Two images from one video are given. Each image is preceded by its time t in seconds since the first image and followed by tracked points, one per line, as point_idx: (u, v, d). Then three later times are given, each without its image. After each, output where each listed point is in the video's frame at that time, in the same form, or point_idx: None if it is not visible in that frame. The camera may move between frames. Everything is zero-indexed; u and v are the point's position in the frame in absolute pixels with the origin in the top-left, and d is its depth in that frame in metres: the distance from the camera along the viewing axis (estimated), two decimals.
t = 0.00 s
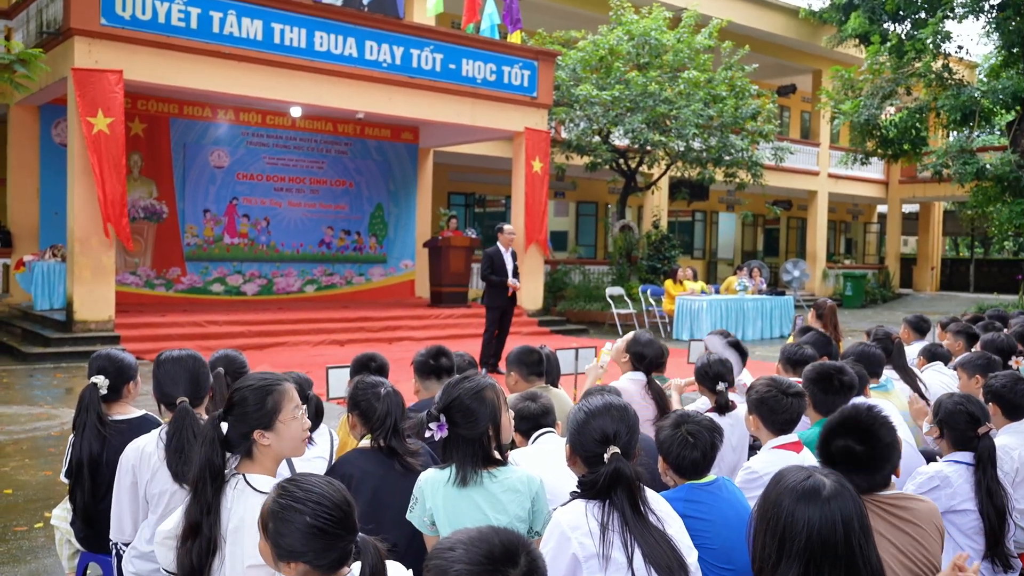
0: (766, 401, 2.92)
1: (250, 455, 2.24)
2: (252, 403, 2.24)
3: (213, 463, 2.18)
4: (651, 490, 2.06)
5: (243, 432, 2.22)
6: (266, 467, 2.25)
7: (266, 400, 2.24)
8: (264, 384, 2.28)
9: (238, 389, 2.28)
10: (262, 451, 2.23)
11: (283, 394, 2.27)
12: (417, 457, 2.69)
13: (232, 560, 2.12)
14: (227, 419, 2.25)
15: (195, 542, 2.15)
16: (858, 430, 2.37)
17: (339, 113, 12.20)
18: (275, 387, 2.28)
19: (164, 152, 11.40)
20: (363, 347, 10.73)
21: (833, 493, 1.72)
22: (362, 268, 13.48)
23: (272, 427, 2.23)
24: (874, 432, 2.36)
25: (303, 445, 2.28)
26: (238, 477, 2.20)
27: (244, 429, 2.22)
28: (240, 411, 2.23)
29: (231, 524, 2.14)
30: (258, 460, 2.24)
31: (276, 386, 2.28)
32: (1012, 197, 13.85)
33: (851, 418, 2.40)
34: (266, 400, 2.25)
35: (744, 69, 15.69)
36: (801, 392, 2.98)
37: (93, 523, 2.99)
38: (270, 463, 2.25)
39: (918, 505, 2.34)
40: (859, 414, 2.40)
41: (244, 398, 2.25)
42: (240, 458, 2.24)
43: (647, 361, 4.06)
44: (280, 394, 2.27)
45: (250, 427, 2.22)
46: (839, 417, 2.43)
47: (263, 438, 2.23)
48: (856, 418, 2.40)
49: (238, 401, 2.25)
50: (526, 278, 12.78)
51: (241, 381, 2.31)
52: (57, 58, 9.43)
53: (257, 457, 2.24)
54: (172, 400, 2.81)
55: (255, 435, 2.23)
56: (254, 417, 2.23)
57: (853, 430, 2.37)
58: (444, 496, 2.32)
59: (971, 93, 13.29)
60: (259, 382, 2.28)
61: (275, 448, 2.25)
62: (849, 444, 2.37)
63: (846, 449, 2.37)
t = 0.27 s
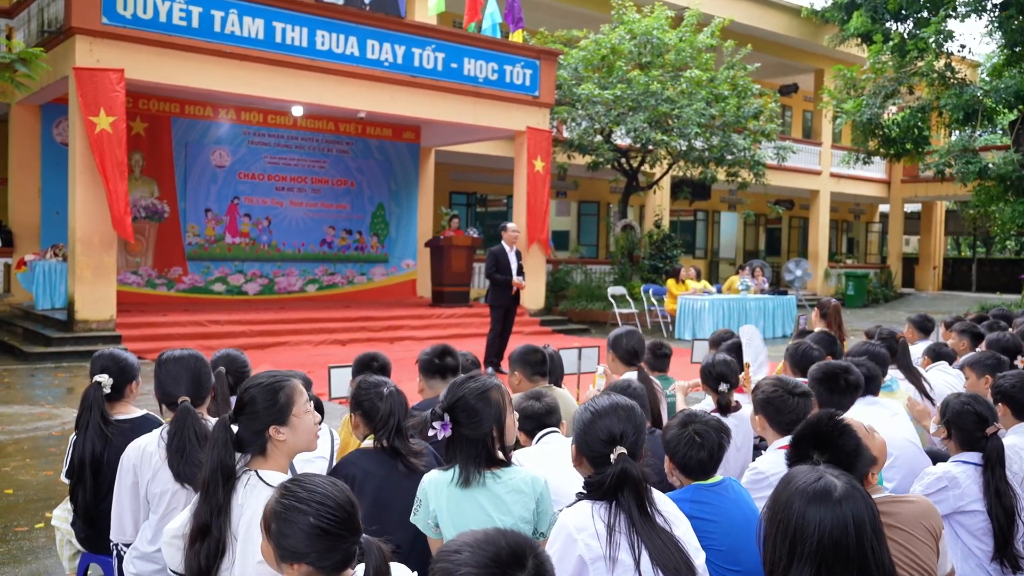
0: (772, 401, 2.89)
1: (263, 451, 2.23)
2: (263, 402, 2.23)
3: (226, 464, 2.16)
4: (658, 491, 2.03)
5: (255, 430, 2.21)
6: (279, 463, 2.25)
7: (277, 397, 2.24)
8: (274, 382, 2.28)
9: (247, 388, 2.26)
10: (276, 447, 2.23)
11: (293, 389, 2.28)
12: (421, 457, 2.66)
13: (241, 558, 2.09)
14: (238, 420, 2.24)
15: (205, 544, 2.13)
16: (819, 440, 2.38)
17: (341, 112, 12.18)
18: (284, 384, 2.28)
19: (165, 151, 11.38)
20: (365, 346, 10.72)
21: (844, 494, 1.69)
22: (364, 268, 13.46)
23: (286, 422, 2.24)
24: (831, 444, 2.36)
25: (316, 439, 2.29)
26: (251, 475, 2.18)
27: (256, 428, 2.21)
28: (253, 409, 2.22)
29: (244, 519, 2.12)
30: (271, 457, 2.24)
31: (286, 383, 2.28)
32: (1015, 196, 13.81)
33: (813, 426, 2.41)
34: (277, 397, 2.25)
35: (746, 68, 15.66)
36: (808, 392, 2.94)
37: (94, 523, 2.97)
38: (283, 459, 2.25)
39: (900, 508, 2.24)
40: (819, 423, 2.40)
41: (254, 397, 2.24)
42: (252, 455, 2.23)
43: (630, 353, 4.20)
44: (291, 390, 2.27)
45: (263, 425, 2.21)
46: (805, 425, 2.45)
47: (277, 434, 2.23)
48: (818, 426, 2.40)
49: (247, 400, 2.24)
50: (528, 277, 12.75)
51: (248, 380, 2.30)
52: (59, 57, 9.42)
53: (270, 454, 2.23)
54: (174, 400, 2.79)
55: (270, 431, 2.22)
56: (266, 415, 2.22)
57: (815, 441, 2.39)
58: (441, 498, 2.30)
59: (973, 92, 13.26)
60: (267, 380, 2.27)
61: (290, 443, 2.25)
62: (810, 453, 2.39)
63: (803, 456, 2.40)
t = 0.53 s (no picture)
0: (778, 401, 2.87)
1: (269, 450, 2.23)
2: (265, 401, 2.22)
3: (230, 466, 2.13)
4: (666, 492, 2.01)
5: (258, 430, 2.21)
6: (284, 460, 2.25)
7: (278, 395, 2.24)
8: (273, 381, 2.27)
9: (247, 388, 2.25)
10: (282, 443, 2.23)
11: (294, 386, 2.28)
12: (424, 458, 2.64)
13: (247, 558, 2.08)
14: (241, 421, 2.23)
15: (208, 549, 2.10)
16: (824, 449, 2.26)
17: (342, 112, 12.15)
18: (284, 382, 2.27)
19: (166, 150, 11.36)
20: (366, 346, 10.70)
21: (853, 495, 1.64)
22: (366, 267, 13.43)
23: (290, 417, 2.24)
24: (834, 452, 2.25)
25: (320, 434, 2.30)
26: (257, 473, 2.17)
27: (260, 427, 2.21)
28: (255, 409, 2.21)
29: (249, 517, 2.10)
30: (276, 454, 2.24)
31: (286, 381, 2.27)
32: (1018, 195, 13.77)
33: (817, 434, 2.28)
34: (278, 395, 2.24)
35: (748, 66, 15.62)
36: (815, 392, 2.91)
37: (95, 524, 2.95)
38: (289, 456, 2.25)
39: (911, 510, 2.22)
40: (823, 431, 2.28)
41: (255, 396, 2.23)
42: (257, 454, 2.22)
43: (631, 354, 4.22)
44: (291, 387, 2.27)
45: (267, 424, 2.21)
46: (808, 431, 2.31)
47: (282, 430, 2.23)
48: (821, 433, 2.28)
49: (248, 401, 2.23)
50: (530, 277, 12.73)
51: (248, 381, 2.29)
52: (60, 57, 9.39)
53: (275, 451, 2.23)
54: (175, 399, 2.76)
55: (274, 429, 2.22)
56: (268, 413, 2.22)
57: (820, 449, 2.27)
58: (445, 500, 2.27)
59: (976, 92, 13.22)
60: (266, 379, 2.27)
61: (295, 438, 2.26)
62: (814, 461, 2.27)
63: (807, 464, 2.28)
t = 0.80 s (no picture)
0: (786, 402, 2.83)
1: (266, 451, 2.17)
2: (259, 402, 2.17)
3: (227, 470, 2.09)
4: (675, 496, 1.97)
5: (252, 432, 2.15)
6: (283, 461, 2.19)
7: (273, 395, 2.18)
8: (267, 381, 2.21)
9: (241, 389, 2.20)
10: (279, 444, 2.17)
11: (289, 386, 2.23)
12: (428, 460, 2.60)
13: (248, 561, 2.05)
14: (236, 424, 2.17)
15: (207, 553, 2.07)
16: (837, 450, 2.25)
17: (344, 111, 12.12)
18: (279, 381, 2.22)
19: (167, 150, 11.34)
20: (367, 346, 10.67)
21: (866, 499, 1.61)
22: (367, 267, 13.40)
23: (286, 418, 2.19)
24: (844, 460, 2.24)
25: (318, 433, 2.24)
26: (254, 475, 2.13)
27: (255, 429, 2.16)
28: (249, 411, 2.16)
29: (249, 518, 2.07)
30: (274, 455, 2.18)
31: (280, 379, 2.22)
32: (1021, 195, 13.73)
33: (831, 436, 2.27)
34: (273, 395, 2.19)
35: (750, 66, 15.57)
36: (823, 393, 2.88)
37: (95, 526, 2.91)
38: (287, 457, 2.19)
39: (927, 518, 2.19)
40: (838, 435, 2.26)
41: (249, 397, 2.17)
42: (254, 456, 2.17)
43: (640, 353, 4.15)
44: (286, 386, 2.22)
45: (262, 426, 2.16)
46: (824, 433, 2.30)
47: (279, 431, 2.17)
48: (836, 436, 2.27)
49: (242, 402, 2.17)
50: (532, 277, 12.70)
51: (243, 381, 2.24)
52: (60, 56, 9.37)
53: (272, 452, 2.17)
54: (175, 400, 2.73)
55: (270, 429, 2.17)
56: (264, 414, 2.16)
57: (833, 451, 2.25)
58: (447, 503, 2.24)
59: (979, 91, 13.16)
60: (261, 379, 2.21)
61: (293, 438, 2.20)
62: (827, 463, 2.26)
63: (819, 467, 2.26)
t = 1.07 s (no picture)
0: (796, 404, 2.79)
1: (259, 456, 2.12)
2: (248, 406, 2.12)
3: (215, 478, 2.06)
4: (685, 502, 1.94)
5: (242, 437, 2.11)
6: (277, 467, 2.14)
7: (263, 398, 2.13)
8: (257, 384, 2.16)
9: (231, 392, 2.15)
10: (270, 450, 2.12)
11: (279, 389, 2.17)
12: (432, 463, 2.56)
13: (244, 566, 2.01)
14: (227, 429, 2.12)
15: (199, 561, 2.04)
16: (851, 453, 2.24)
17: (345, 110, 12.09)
18: (269, 384, 2.16)
19: (168, 149, 11.30)
20: (369, 346, 10.63)
21: (884, 505, 1.57)
22: (368, 267, 13.37)
23: (276, 423, 2.13)
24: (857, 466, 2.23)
25: (312, 436, 2.18)
26: (248, 481, 2.08)
27: (245, 434, 2.11)
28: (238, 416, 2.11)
29: (241, 528, 2.03)
30: (267, 461, 2.13)
31: (269, 382, 2.17)
32: None
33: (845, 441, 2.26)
34: (262, 399, 2.13)
35: (752, 65, 15.53)
36: (833, 395, 2.84)
37: (96, 530, 2.87)
38: (281, 462, 2.14)
39: (943, 527, 2.16)
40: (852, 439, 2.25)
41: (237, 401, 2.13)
42: (247, 461, 2.12)
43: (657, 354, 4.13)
44: (276, 389, 2.16)
45: (252, 430, 2.11)
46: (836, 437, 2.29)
47: (269, 437, 2.12)
48: (850, 438, 2.26)
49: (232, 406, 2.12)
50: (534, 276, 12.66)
51: (234, 385, 2.19)
52: (61, 55, 9.33)
53: (266, 458, 2.12)
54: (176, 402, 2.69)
55: (261, 435, 2.11)
56: (254, 418, 2.11)
57: (846, 454, 2.24)
58: (450, 510, 2.20)
59: (981, 90, 13.11)
60: (251, 382, 2.16)
61: (284, 443, 2.14)
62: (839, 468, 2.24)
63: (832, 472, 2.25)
